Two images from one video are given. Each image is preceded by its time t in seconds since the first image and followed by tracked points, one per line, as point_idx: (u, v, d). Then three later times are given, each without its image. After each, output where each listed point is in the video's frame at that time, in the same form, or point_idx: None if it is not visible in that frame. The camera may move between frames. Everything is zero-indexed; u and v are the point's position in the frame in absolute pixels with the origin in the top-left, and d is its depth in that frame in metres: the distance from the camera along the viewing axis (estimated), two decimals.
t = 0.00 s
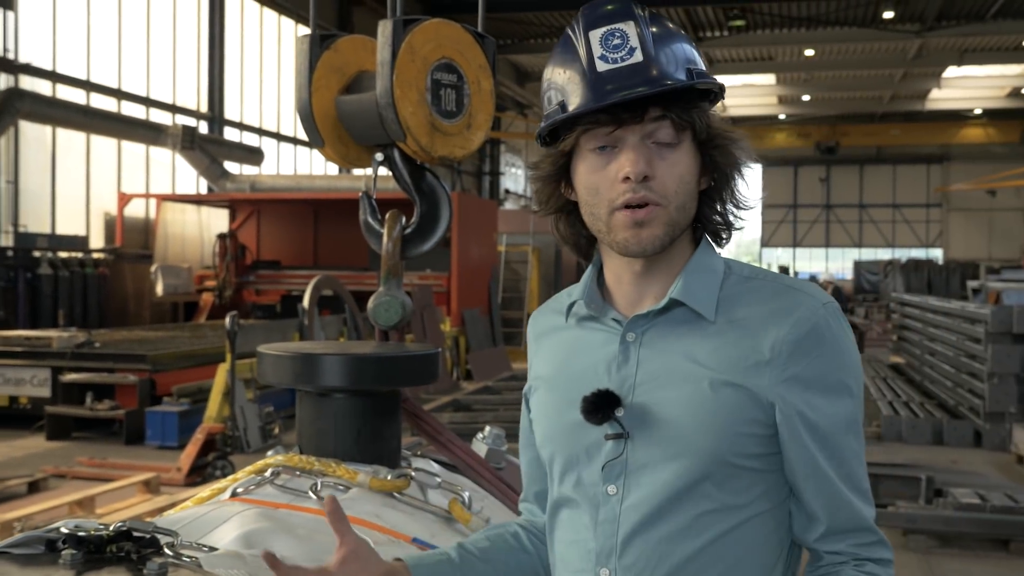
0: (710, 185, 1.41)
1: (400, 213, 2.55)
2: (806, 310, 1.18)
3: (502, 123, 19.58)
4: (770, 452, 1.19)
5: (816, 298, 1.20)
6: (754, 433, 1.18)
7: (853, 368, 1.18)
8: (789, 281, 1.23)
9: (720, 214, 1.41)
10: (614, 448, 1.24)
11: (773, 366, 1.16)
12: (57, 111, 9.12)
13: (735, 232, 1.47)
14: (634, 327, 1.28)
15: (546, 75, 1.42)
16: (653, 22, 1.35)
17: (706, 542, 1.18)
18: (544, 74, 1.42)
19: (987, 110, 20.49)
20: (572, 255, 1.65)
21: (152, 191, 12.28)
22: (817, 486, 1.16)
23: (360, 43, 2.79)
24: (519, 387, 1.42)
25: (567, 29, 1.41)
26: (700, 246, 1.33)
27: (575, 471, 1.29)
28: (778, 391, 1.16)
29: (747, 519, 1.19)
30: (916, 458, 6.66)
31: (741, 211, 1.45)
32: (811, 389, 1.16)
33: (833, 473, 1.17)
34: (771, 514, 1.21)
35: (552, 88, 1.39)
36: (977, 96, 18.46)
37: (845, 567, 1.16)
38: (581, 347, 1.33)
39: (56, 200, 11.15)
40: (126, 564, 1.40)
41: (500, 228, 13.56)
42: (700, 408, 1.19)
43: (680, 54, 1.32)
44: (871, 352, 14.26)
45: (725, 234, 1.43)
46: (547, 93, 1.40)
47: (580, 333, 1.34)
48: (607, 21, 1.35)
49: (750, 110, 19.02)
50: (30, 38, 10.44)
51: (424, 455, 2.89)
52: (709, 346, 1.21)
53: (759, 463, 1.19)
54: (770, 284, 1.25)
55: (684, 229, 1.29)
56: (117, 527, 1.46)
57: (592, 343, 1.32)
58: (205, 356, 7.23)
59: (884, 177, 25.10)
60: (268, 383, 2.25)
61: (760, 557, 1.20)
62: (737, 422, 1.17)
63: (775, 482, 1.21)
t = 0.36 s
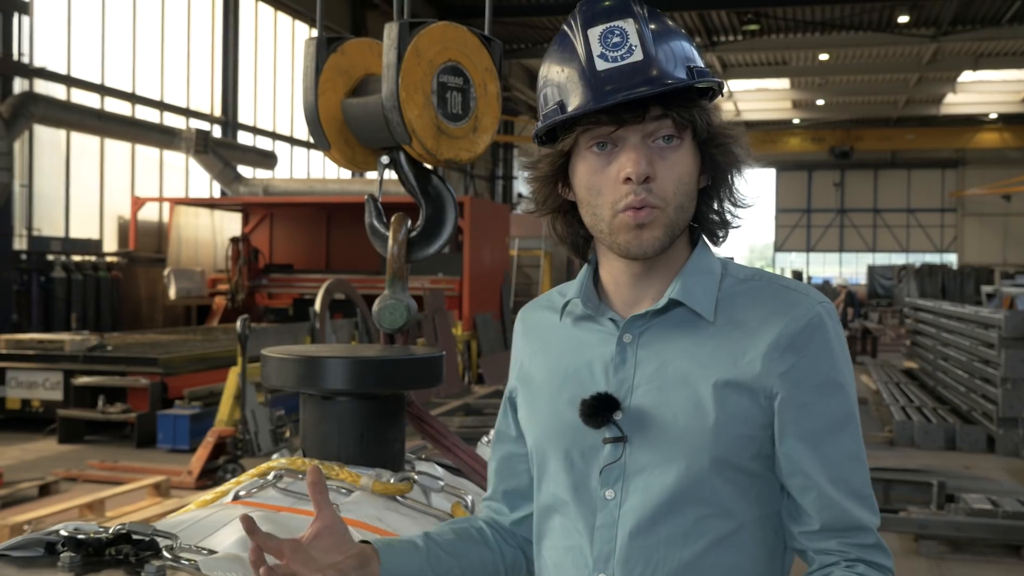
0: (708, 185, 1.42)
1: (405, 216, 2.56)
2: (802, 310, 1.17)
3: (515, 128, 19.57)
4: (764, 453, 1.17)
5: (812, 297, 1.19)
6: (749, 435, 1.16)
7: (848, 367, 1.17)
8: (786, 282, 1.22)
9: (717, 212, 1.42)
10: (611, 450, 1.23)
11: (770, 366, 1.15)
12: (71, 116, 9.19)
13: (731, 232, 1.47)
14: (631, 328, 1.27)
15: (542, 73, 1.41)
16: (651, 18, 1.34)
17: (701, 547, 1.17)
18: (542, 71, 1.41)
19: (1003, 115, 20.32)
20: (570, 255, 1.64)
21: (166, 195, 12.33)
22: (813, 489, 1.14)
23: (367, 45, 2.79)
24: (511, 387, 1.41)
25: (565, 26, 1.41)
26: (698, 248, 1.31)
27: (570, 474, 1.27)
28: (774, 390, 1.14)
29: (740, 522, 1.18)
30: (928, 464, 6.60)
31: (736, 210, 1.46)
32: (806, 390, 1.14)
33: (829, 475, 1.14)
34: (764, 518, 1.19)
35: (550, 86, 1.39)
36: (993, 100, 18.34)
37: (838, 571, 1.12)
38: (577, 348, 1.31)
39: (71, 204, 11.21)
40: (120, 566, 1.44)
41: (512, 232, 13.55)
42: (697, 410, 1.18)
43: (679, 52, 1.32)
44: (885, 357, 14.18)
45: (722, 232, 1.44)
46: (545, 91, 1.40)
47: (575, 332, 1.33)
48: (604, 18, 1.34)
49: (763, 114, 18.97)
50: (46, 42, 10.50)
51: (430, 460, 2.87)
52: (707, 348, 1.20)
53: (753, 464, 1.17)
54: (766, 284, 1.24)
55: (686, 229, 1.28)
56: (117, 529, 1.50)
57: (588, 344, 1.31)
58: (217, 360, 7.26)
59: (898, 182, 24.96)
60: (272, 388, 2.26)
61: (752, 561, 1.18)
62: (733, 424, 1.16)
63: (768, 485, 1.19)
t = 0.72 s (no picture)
0: (680, 186, 1.43)
1: (385, 219, 2.58)
2: (771, 309, 1.19)
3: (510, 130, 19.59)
4: (733, 452, 1.18)
5: (780, 299, 1.21)
6: (719, 434, 1.17)
7: (817, 367, 1.19)
8: (754, 283, 1.24)
9: (689, 215, 1.43)
10: (582, 451, 1.23)
11: (742, 365, 1.16)
12: (63, 121, 9.19)
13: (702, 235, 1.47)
14: (602, 328, 1.27)
15: (515, 73, 1.40)
16: (624, 20, 1.34)
17: (671, 547, 1.17)
18: (514, 72, 1.41)
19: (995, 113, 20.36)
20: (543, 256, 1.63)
21: (159, 199, 12.32)
22: (783, 486, 1.14)
23: (347, 47, 2.79)
24: (479, 385, 1.41)
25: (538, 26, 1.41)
26: (667, 249, 1.32)
27: (540, 475, 1.27)
28: (743, 389, 1.15)
29: (710, 522, 1.18)
30: (921, 462, 6.61)
31: (709, 212, 1.46)
32: (776, 388, 1.15)
33: (798, 472, 1.15)
34: (733, 517, 1.20)
35: (522, 87, 1.38)
36: (986, 98, 18.37)
37: (812, 564, 1.12)
38: (548, 349, 1.32)
39: (63, 209, 11.18)
40: (96, 573, 1.42)
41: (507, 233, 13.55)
42: (668, 409, 1.18)
43: (651, 53, 1.32)
44: (880, 356, 14.22)
45: (693, 235, 1.44)
46: (517, 92, 1.39)
47: (545, 332, 1.33)
48: (578, 17, 1.34)
49: (756, 114, 19.01)
50: (37, 47, 10.47)
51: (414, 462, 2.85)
52: (677, 348, 1.21)
53: (722, 463, 1.18)
54: (735, 286, 1.25)
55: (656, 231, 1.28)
56: (91, 536, 1.49)
57: (559, 344, 1.31)
58: (210, 364, 7.24)
59: (892, 181, 25.03)
60: (252, 390, 2.26)
61: (722, 559, 1.19)
62: (703, 424, 1.17)
63: (736, 484, 1.20)
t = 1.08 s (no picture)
0: (644, 186, 1.39)
1: (370, 216, 2.69)
2: (742, 311, 1.20)
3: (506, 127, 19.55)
4: (702, 455, 1.20)
5: (751, 301, 1.22)
6: (688, 436, 1.18)
7: (786, 369, 1.20)
8: (727, 284, 1.25)
9: (659, 214, 1.39)
10: (549, 450, 1.24)
11: (710, 368, 1.17)
12: (55, 119, 9.17)
13: (673, 231, 1.45)
14: (571, 328, 1.29)
15: (474, 72, 1.41)
16: (586, 19, 1.35)
17: (639, 549, 1.18)
18: (472, 72, 1.42)
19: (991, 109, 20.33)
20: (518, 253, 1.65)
21: (153, 198, 12.28)
22: (746, 488, 1.17)
23: (331, 45, 2.92)
24: (456, 385, 1.42)
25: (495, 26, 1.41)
26: (635, 252, 1.33)
27: (511, 475, 1.28)
28: (713, 395, 1.16)
29: (682, 523, 1.20)
30: (916, 458, 6.62)
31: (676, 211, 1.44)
32: (747, 391, 1.17)
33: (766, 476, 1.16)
34: (704, 519, 1.22)
35: (478, 87, 1.40)
36: (982, 94, 18.37)
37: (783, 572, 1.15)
38: (519, 347, 1.33)
39: (56, 208, 11.12)
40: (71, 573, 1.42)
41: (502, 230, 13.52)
42: (637, 410, 1.19)
43: (601, 55, 1.31)
44: (876, 352, 14.23)
45: (665, 232, 1.41)
46: (474, 93, 1.41)
47: (516, 332, 1.35)
48: (526, 20, 1.35)
49: (752, 111, 19.02)
50: (29, 45, 10.41)
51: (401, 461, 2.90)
52: (646, 348, 1.22)
53: (692, 465, 1.20)
54: (707, 285, 1.26)
55: (610, 233, 1.29)
56: (66, 536, 1.48)
57: (530, 343, 1.33)
58: (203, 362, 7.22)
59: (887, 177, 25.05)
60: (235, 388, 2.45)
61: (693, 561, 1.20)
62: (673, 424, 1.18)
63: (706, 488, 1.22)
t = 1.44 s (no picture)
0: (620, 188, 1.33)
1: (373, 216, 2.71)
2: (738, 309, 1.19)
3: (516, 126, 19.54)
4: (694, 455, 1.20)
5: (749, 299, 1.21)
6: (680, 437, 1.19)
7: (783, 370, 1.18)
8: (728, 283, 1.25)
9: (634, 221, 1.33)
10: (544, 448, 1.26)
11: (701, 366, 1.17)
12: (68, 122, 9.28)
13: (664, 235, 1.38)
14: (570, 325, 1.30)
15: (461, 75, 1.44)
16: (568, 16, 1.34)
17: (629, 550, 1.19)
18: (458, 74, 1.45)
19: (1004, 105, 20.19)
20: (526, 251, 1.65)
21: (165, 199, 12.33)
22: (732, 491, 1.16)
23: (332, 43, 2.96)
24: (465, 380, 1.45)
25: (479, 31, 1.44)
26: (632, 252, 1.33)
27: (508, 473, 1.30)
28: (702, 393, 1.16)
29: (668, 526, 1.20)
30: (929, 456, 6.58)
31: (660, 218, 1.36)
32: (738, 389, 1.16)
33: (753, 478, 1.15)
34: (694, 522, 1.21)
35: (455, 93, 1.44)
36: (995, 90, 18.28)
37: None
38: (523, 344, 1.36)
39: (69, 210, 11.18)
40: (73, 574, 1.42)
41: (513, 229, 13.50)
42: (628, 410, 1.20)
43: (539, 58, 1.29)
44: (890, 349, 14.17)
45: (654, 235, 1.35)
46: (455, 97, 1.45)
47: (519, 329, 1.38)
48: (477, 28, 1.38)
49: (763, 108, 18.98)
50: (41, 49, 10.48)
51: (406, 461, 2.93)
52: (639, 346, 1.23)
53: (682, 466, 1.20)
54: (706, 285, 1.26)
55: (568, 236, 1.28)
56: (67, 536, 1.47)
57: (530, 342, 1.35)
58: (214, 363, 7.23)
59: (900, 174, 24.94)
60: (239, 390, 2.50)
61: (680, 565, 1.20)
62: (663, 425, 1.18)
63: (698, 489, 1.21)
